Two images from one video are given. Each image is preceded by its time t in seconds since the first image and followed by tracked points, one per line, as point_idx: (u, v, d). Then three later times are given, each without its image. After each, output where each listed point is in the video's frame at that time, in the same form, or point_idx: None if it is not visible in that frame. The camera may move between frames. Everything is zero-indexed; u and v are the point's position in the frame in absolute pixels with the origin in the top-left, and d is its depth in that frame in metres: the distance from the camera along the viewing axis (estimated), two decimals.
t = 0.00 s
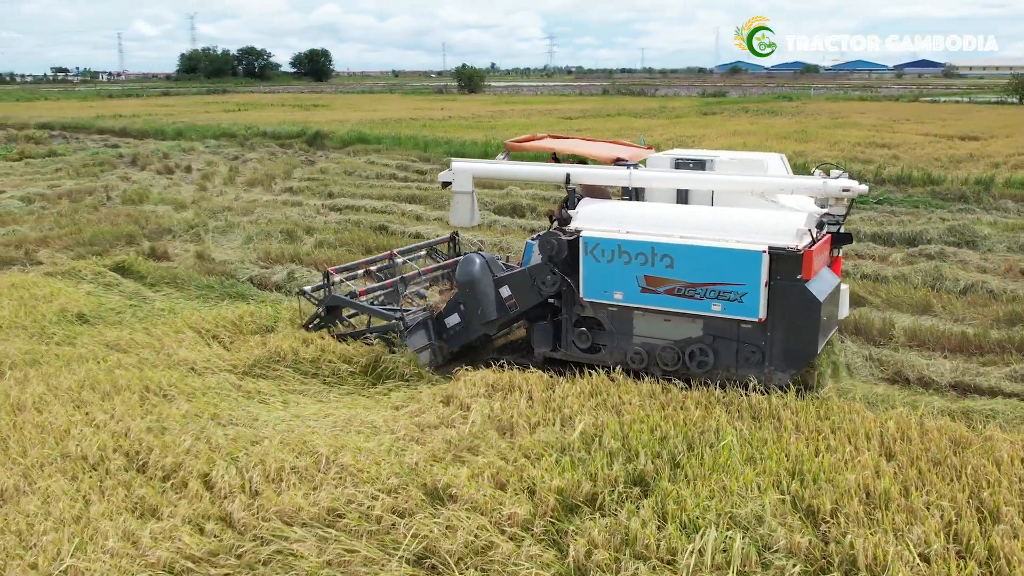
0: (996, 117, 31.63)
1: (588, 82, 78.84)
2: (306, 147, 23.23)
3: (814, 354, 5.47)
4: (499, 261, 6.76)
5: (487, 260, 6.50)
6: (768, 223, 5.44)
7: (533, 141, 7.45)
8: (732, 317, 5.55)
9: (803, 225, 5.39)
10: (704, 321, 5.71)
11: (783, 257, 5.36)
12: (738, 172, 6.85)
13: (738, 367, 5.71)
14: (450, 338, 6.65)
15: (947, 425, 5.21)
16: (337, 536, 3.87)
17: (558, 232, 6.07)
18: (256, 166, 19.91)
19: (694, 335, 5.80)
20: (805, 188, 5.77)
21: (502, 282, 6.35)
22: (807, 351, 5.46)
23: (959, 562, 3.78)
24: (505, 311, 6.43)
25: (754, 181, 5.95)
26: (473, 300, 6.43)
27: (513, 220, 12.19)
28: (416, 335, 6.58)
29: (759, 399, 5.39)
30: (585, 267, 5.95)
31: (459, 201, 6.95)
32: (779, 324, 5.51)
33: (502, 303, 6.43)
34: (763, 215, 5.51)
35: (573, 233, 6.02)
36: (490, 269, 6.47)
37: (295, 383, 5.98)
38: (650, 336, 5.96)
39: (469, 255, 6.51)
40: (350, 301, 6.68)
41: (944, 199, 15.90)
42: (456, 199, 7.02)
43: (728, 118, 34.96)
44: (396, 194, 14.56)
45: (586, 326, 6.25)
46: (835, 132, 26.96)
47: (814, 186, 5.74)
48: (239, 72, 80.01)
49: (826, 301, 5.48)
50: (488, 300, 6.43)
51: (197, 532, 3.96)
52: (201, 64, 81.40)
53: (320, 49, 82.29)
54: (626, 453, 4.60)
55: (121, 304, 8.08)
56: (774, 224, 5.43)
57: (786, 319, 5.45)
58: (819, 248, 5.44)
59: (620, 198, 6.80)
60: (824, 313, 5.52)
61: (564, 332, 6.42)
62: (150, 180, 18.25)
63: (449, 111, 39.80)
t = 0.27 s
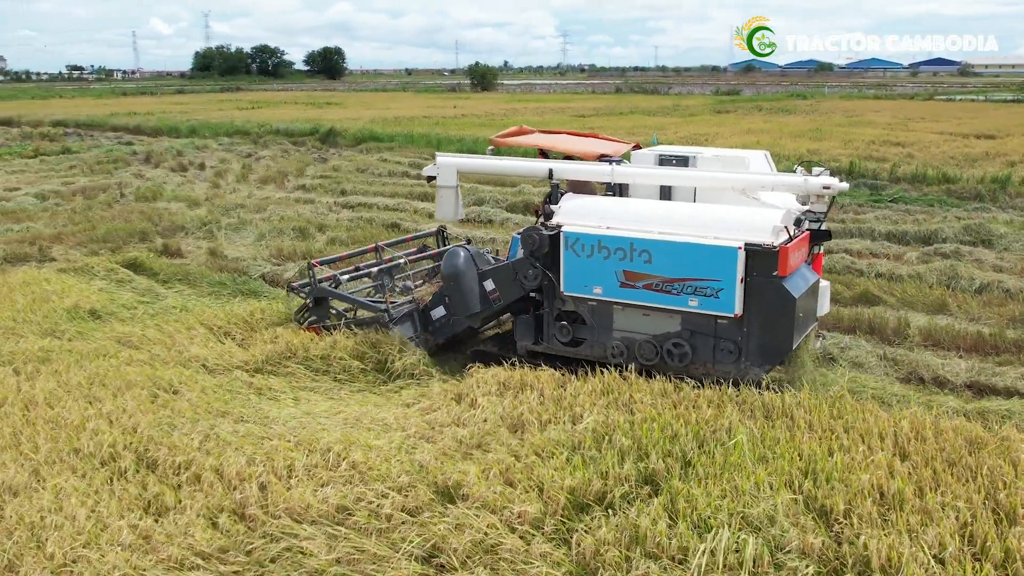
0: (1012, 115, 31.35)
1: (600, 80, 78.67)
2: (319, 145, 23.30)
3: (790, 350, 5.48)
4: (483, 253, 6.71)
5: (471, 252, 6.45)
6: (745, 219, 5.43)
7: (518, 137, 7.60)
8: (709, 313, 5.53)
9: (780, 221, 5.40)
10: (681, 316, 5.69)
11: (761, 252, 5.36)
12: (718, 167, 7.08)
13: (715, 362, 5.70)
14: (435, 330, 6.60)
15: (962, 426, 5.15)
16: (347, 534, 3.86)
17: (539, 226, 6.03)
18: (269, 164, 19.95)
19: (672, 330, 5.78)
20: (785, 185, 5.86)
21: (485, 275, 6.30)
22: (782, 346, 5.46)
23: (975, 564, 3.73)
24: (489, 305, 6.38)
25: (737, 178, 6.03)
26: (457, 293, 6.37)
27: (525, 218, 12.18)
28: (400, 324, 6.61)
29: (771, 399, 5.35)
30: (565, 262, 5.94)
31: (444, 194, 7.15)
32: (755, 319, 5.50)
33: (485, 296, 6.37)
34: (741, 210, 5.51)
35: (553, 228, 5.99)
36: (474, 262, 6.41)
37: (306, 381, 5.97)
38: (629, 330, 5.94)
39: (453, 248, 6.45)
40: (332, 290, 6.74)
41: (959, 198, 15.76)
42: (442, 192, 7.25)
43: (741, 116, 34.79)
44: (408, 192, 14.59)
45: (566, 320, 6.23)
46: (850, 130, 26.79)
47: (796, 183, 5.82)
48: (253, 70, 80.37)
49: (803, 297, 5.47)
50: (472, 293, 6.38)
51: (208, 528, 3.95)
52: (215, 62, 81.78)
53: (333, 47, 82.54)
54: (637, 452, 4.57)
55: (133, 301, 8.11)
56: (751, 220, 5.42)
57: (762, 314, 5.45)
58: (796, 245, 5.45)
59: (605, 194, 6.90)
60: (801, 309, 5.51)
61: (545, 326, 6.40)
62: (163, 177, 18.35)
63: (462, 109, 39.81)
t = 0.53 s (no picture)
0: None
1: (613, 77, 78.40)
2: (331, 142, 23.36)
3: (766, 345, 5.61)
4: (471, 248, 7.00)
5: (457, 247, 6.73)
6: (722, 216, 5.58)
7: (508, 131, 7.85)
8: (686, 307, 5.70)
9: (758, 218, 5.55)
10: (661, 310, 5.87)
11: (737, 248, 5.50)
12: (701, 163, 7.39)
13: (693, 356, 5.86)
14: (423, 323, 6.85)
15: (978, 425, 5.11)
16: (359, 532, 3.87)
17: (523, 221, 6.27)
18: (282, 162, 20.00)
19: (652, 324, 5.97)
20: (767, 183, 6.09)
21: (471, 270, 6.56)
22: (759, 341, 5.59)
23: (991, 565, 3.69)
24: (475, 298, 6.64)
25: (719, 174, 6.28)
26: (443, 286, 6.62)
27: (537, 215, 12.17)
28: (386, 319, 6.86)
29: (786, 399, 5.32)
30: (548, 256, 6.16)
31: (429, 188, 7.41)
32: (733, 313, 5.65)
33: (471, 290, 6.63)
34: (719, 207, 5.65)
35: (537, 222, 6.21)
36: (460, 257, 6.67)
37: (318, 378, 5.99)
38: (610, 324, 6.15)
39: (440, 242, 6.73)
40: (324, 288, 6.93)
41: (976, 196, 15.63)
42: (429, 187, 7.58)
43: (755, 114, 34.60)
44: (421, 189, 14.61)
45: (549, 313, 6.46)
46: (864, 128, 26.61)
47: (778, 180, 6.08)
48: (266, 68, 80.68)
49: (780, 293, 5.61)
50: (458, 286, 6.63)
51: (221, 524, 3.95)
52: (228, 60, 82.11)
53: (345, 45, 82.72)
54: (650, 450, 4.56)
55: (146, 297, 8.15)
56: (729, 216, 5.58)
57: (738, 309, 5.60)
58: (774, 241, 5.59)
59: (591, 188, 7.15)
60: (779, 305, 5.65)
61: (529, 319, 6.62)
62: (177, 174, 18.43)
63: (474, 106, 39.79)
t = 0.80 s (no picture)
0: None
1: (626, 75, 78.17)
2: (345, 140, 23.42)
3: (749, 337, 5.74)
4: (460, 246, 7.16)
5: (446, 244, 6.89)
6: (705, 209, 5.71)
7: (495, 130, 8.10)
8: (670, 300, 5.83)
9: (739, 210, 5.69)
10: (645, 303, 6.00)
11: (719, 241, 5.62)
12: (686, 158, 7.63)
13: (678, 349, 5.99)
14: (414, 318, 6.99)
15: (1001, 427, 5.03)
16: (376, 531, 3.85)
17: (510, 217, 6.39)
18: (295, 160, 20.03)
19: (637, 317, 6.10)
20: (751, 177, 6.29)
21: (460, 266, 6.71)
22: (742, 332, 5.72)
23: (1017, 569, 3.62)
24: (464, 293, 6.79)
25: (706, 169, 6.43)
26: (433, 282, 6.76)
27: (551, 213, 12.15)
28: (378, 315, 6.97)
29: (806, 399, 5.26)
30: (534, 250, 6.29)
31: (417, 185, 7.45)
32: (715, 305, 5.77)
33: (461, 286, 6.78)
34: (701, 200, 5.79)
35: (523, 217, 6.34)
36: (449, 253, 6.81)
37: (334, 376, 5.99)
38: (596, 317, 6.29)
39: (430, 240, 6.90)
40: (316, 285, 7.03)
41: (993, 195, 15.48)
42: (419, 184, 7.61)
43: (769, 112, 34.41)
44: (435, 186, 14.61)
45: (537, 307, 6.59)
46: (880, 126, 26.43)
47: (763, 174, 6.29)
48: (279, 66, 80.99)
49: (763, 285, 5.73)
50: (448, 282, 6.79)
51: (238, 522, 3.94)
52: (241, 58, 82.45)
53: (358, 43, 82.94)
54: (669, 450, 4.53)
55: (162, 295, 8.17)
56: (711, 209, 5.71)
57: (720, 301, 5.73)
58: (757, 234, 5.72)
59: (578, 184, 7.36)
60: (762, 297, 5.78)
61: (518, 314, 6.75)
62: (191, 172, 18.51)
63: (486, 104, 39.81)
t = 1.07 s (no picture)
0: None
1: (639, 73, 77.91)
2: (360, 138, 23.42)
3: (736, 332, 5.95)
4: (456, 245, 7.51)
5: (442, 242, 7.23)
6: (695, 207, 5.95)
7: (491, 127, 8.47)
8: (659, 296, 6.05)
9: (728, 208, 5.91)
10: (635, 299, 6.23)
11: (708, 238, 5.84)
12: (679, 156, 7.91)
13: (668, 343, 6.22)
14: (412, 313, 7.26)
15: None
16: (403, 532, 3.82)
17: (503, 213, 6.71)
18: (310, 158, 20.04)
19: (627, 312, 6.33)
20: (744, 175, 6.59)
21: (456, 261, 7.03)
22: (729, 327, 5.94)
23: None
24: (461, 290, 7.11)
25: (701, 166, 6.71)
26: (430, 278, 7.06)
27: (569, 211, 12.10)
28: (378, 310, 7.25)
29: (834, 401, 5.20)
30: (528, 246, 6.55)
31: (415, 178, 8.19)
32: (704, 301, 5.99)
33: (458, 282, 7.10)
34: (691, 199, 6.02)
35: (517, 214, 6.62)
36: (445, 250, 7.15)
37: (356, 374, 5.98)
38: (588, 313, 6.53)
39: (426, 238, 7.25)
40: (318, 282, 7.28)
41: (1014, 194, 15.30)
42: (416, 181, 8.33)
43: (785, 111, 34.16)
44: (451, 184, 14.58)
45: (529, 303, 6.87)
46: (897, 125, 26.19)
47: (755, 173, 6.59)
48: (293, 64, 81.24)
49: (751, 282, 5.95)
50: (445, 279, 7.10)
51: (265, 522, 3.91)
52: (255, 56, 82.72)
53: (372, 41, 83.09)
54: (697, 451, 4.47)
55: (182, 293, 8.17)
56: (701, 208, 5.93)
57: (708, 297, 5.95)
58: (745, 232, 5.94)
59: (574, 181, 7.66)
60: (750, 294, 5.99)
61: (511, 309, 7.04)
62: (208, 170, 18.55)
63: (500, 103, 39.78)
